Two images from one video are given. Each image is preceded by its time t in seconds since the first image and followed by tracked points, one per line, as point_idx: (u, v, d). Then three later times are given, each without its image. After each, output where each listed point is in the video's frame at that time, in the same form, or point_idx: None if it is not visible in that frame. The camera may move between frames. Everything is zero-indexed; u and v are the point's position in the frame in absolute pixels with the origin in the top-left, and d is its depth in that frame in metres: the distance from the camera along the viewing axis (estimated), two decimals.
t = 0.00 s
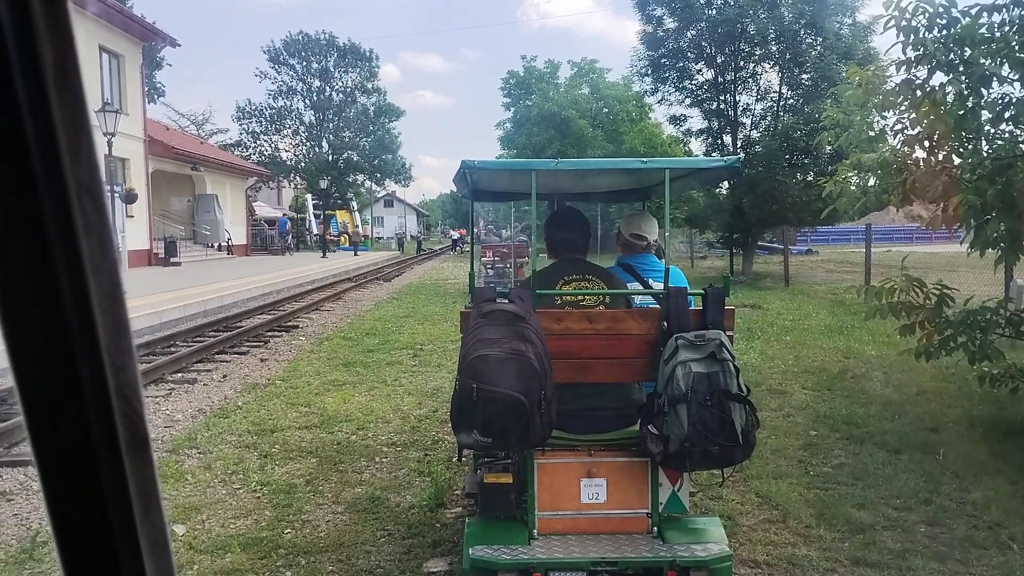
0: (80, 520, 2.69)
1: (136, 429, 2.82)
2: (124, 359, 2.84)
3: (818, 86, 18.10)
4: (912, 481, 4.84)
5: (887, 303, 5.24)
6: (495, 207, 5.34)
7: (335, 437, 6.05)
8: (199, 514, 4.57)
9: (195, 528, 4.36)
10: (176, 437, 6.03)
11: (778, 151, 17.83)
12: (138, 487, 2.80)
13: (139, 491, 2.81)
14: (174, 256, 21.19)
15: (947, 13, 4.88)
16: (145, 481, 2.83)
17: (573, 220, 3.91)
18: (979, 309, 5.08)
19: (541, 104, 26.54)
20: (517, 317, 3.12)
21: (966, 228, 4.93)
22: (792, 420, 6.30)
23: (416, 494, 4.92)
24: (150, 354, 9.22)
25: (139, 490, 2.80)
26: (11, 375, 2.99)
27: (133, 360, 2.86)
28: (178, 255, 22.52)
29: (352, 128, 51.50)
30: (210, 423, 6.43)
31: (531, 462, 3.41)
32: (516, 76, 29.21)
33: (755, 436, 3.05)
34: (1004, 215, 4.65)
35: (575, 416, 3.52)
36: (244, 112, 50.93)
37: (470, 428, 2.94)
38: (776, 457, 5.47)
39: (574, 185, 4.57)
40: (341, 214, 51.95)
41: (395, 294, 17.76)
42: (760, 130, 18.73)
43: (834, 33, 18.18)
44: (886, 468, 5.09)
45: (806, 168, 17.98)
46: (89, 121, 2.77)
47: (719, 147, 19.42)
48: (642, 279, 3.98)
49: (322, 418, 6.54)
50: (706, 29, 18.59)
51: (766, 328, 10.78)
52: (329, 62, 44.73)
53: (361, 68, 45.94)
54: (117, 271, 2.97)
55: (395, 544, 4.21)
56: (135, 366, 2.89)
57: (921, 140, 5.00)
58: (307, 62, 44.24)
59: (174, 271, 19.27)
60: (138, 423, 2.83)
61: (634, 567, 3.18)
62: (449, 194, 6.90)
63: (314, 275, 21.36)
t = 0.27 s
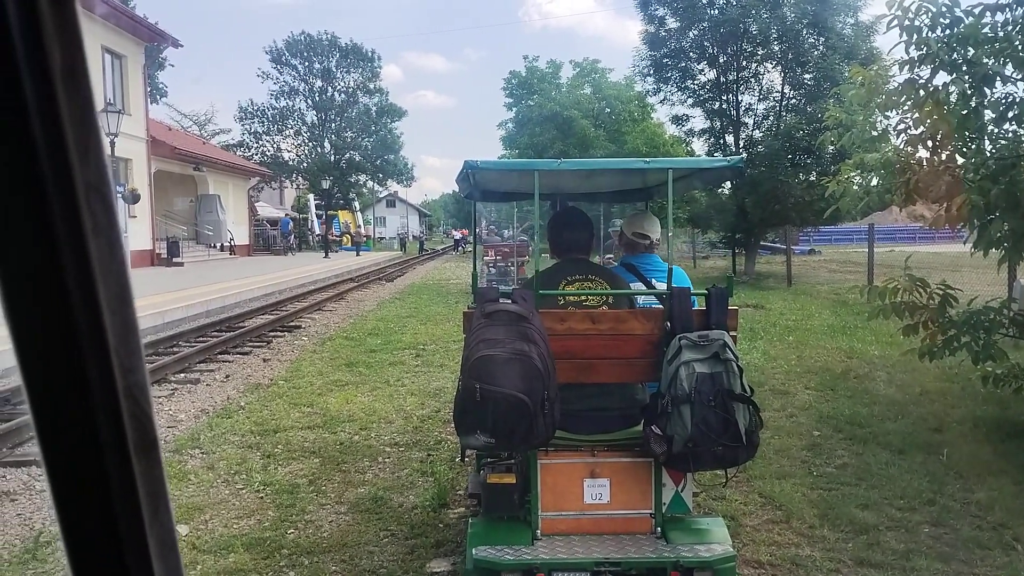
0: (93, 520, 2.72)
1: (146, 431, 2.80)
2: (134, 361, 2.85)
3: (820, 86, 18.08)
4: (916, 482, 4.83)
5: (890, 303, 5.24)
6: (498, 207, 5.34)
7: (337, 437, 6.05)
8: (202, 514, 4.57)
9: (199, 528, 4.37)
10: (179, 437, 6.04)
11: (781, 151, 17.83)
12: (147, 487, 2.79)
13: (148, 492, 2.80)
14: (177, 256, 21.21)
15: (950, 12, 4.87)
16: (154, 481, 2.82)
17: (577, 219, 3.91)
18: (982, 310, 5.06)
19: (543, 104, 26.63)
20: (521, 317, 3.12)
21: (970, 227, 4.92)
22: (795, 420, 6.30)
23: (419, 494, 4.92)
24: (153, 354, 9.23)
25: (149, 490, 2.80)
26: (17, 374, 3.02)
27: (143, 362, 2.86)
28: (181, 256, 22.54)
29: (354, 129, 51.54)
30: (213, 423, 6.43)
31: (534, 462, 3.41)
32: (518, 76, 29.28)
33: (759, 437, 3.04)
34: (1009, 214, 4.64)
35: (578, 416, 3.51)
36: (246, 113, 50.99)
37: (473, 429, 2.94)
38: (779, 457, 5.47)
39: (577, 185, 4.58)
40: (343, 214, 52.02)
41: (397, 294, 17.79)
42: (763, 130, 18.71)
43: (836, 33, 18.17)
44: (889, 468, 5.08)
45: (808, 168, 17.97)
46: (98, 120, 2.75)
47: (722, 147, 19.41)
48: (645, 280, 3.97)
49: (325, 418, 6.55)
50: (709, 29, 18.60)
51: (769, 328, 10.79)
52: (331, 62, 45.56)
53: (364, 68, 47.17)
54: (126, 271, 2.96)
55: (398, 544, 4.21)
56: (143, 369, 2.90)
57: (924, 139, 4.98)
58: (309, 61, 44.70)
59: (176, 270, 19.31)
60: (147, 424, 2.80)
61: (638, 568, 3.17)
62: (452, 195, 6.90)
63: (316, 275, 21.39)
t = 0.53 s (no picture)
0: (97, 524, 2.70)
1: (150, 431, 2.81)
2: (137, 361, 2.86)
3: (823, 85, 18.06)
4: (919, 481, 4.82)
5: (893, 303, 5.24)
6: (501, 207, 5.33)
7: (340, 437, 6.05)
8: (205, 513, 4.57)
9: (201, 528, 4.36)
10: (181, 437, 6.04)
11: (783, 151, 17.81)
12: (150, 490, 2.78)
13: (152, 493, 2.79)
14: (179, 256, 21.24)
15: (953, 11, 4.86)
16: (157, 483, 2.81)
17: (580, 218, 3.90)
18: (985, 310, 5.04)
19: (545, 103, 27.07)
20: (524, 316, 3.11)
21: (975, 226, 4.90)
22: (798, 420, 6.29)
23: (421, 494, 4.91)
24: (156, 353, 9.24)
25: (152, 492, 2.78)
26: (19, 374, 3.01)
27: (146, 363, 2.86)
28: (183, 255, 22.56)
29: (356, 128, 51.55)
30: (215, 423, 6.43)
31: (537, 462, 3.40)
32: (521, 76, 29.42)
33: (762, 437, 3.03)
34: (1013, 214, 4.60)
35: (581, 416, 3.50)
36: (248, 112, 51.03)
37: (476, 429, 2.93)
38: (783, 457, 5.46)
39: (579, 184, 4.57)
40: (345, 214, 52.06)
41: (400, 294, 17.80)
42: (765, 130, 18.69)
43: (839, 32, 18.14)
44: (893, 468, 5.07)
45: (811, 168, 17.94)
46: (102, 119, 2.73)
47: (724, 146, 19.38)
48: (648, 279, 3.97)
49: (327, 418, 6.55)
50: (711, 28, 18.57)
51: (771, 328, 10.78)
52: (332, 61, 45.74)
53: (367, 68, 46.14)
54: (130, 270, 2.98)
55: (401, 544, 4.21)
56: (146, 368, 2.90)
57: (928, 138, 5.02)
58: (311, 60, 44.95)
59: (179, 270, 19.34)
60: (151, 426, 2.81)
61: (641, 568, 3.17)
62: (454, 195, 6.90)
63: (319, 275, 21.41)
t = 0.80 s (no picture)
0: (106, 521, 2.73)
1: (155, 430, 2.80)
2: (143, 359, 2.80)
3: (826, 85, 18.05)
4: (922, 482, 4.82)
5: (896, 303, 5.24)
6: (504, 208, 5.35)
7: (342, 437, 6.06)
8: (208, 513, 4.58)
9: (204, 528, 4.37)
10: (184, 437, 6.05)
11: (786, 151, 17.78)
12: (156, 489, 2.78)
13: (158, 492, 2.79)
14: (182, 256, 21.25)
15: (956, 12, 4.86)
16: (163, 483, 2.81)
17: (582, 219, 3.90)
18: (988, 310, 5.03)
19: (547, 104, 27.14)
20: (526, 317, 3.12)
21: (977, 226, 4.89)
22: (801, 420, 6.29)
23: (423, 494, 4.92)
24: (159, 354, 9.25)
25: (159, 491, 2.79)
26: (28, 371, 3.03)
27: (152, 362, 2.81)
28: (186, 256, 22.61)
29: (359, 129, 51.55)
30: (218, 423, 6.44)
31: (540, 462, 3.40)
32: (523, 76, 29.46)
33: (764, 438, 3.03)
34: (1016, 215, 4.59)
35: (583, 416, 3.51)
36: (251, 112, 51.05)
37: (478, 429, 2.94)
38: (785, 457, 5.46)
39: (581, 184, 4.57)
40: (348, 214, 52.08)
41: (402, 295, 17.80)
42: (768, 130, 18.67)
43: (842, 32, 18.11)
44: (895, 469, 5.07)
45: (813, 168, 17.94)
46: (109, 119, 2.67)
47: (727, 146, 19.38)
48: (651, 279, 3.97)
49: (330, 418, 6.55)
50: (713, 29, 18.56)
51: (773, 328, 10.77)
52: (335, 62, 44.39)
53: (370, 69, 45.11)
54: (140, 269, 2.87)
55: (403, 544, 4.22)
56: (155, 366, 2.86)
57: (930, 139, 5.05)
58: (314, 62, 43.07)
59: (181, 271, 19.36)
60: (157, 425, 2.80)
61: (643, 568, 3.17)
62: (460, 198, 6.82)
63: (322, 276, 21.44)
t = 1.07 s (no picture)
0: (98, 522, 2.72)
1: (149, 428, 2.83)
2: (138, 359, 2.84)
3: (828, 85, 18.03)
4: (924, 482, 4.81)
5: (898, 304, 5.23)
6: (505, 208, 5.35)
7: (344, 437, 6.06)
8: (209, 513, 4.59)
9: (206, 528, 4.38)
10: (186, 437, 6.06)
11: (788, 151, 17.77)
12: (152, 488, 2.80)
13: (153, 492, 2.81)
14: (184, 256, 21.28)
15: (958, 11, 4.85)
16: (158, 483, 2.83)
17: (584, 219, 3.89)
18: (990, 310, 5.03)
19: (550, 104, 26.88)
20: (527, 317, 3.12)
21: (978, 227, 4.89)
22: (802, 421, 6.28)
23: (425, 494, 4.92)
24: (161, 353, 9.26)
25: (154, 491, 2.80)
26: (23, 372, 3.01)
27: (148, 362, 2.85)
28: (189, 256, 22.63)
29: (361, 129, 51.57)
30: (220, 423, 6.45)
31: (540, 462, 3.40)
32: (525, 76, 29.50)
33: (765, 438, 3.03)
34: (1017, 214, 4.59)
35: (584, 416, 3.51)
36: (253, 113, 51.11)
37: (480, 429, 2.94)
38: (786, 457, 5.46)
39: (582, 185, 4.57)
40: (350, 214, 52.12)
41: (404, 295, 17.81)
42: (770, 130, 18.65)
43: (844, 32, 18.09)
44: (897, 469, 5.06)
45: (816, 168, 17.91)
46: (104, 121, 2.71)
47: (729, 146, 19.36)
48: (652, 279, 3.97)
49: (332, 418, 6.56)
50: (715, 28, 18.55)
51: (775, 328, 10.76)
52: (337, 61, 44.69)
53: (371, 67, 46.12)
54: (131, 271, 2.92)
55: (404, 544, 4.22)
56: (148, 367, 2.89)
57: (933, 139, 5.03)
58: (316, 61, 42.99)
59: (184, 270, 19.39)
60: (153, 425, 2.84)
61: (644, 568, 3.17)
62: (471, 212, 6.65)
63: (324, 276, 21.46)
